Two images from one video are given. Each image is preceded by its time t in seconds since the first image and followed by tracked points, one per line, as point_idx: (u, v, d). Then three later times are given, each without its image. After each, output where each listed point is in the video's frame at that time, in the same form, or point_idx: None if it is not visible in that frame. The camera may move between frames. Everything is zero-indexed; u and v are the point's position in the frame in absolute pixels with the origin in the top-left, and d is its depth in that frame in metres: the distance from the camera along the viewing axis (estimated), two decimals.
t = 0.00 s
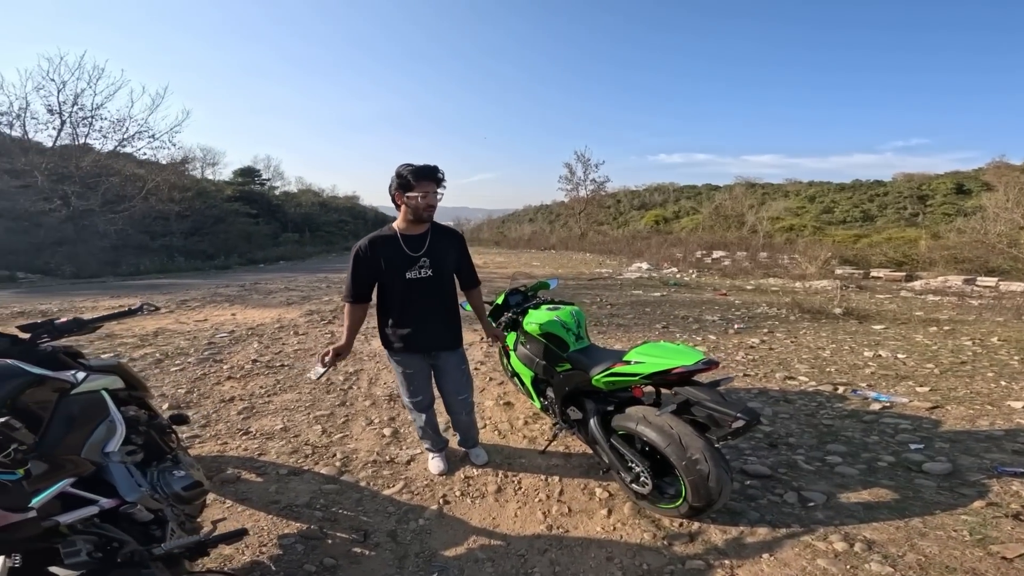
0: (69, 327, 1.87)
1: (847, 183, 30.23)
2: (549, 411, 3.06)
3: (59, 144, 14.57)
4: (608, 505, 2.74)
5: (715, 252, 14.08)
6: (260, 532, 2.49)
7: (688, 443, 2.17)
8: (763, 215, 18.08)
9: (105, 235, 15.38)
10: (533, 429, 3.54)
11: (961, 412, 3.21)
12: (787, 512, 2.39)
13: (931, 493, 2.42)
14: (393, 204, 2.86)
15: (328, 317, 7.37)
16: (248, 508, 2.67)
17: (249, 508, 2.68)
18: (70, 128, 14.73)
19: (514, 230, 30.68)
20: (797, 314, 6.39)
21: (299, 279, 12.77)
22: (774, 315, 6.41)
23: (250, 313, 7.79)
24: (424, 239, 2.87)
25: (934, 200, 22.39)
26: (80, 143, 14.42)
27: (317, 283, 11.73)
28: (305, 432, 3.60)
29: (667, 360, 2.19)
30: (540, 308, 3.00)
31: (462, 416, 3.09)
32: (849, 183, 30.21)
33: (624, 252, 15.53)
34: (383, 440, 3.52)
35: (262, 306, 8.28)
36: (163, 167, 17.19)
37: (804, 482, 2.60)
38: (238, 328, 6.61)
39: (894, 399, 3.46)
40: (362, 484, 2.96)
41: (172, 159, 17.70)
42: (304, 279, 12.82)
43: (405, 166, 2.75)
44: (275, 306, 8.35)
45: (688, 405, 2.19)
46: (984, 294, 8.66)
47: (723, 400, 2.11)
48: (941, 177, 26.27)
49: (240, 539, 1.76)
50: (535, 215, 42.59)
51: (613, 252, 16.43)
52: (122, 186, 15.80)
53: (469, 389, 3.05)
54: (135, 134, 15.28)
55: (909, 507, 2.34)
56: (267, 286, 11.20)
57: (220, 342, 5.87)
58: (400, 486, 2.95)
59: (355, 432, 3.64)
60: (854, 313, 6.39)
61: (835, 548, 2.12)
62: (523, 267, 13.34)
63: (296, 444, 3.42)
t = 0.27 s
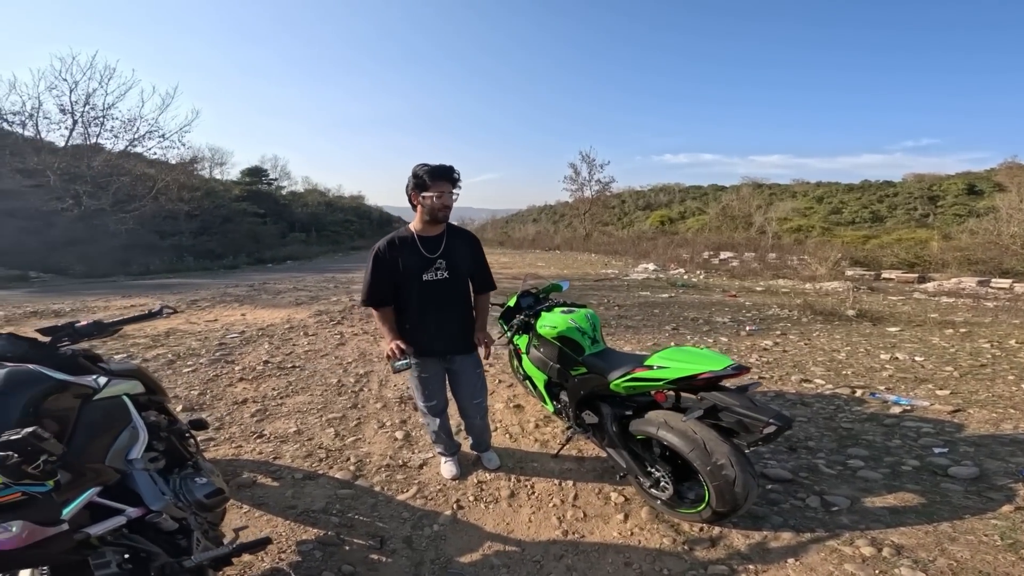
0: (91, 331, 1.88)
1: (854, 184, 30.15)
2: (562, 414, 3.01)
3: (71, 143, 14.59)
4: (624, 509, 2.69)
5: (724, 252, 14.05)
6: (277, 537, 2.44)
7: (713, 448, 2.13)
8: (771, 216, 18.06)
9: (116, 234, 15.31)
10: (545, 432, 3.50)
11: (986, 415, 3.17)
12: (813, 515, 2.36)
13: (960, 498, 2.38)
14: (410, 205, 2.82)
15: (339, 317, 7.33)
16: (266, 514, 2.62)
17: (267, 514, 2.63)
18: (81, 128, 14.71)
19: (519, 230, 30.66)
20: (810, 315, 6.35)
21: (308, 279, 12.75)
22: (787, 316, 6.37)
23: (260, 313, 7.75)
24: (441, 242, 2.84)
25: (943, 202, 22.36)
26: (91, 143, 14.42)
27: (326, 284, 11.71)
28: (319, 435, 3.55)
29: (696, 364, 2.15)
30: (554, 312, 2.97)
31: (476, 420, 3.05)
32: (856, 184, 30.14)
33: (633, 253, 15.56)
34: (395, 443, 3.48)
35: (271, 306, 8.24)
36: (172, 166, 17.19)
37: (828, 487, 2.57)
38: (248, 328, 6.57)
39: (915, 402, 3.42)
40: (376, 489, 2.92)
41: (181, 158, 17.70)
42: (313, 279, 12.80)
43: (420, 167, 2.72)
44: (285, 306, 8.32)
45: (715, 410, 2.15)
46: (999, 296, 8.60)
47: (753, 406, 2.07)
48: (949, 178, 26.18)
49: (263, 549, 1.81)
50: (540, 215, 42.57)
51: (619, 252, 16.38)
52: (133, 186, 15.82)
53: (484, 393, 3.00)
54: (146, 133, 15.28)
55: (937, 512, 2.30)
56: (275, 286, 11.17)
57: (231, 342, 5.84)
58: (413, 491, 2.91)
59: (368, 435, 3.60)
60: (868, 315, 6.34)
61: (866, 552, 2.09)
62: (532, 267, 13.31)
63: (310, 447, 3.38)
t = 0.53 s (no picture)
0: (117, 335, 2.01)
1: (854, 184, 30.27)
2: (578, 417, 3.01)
3: (78, 141, 14.54)
4: (643, 512, 2.68)
5: (729, 252, 14.11)
6: (301, 543, 2.43)
7: (743, 452, 2.22)
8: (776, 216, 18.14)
9: (123, 233, 15.34)
10: (558, 434, 3.48)
11: (1006, 417, 3.39)
12: (840, 517, 2.48)
13: (987, 499, 2.53)
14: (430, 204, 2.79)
15: (348, 317, 7.29)
16: (288, 520, 2.62)
17: (289, 519, 2.63)
18: (88, 126, 14.64)
19: (521, 229, 30.66)
20: (820, 317, 6.39)
21: (314, 278, 12.69)
22: (796, 317, 6.39)
23: (268, 312, 7.70)
24: (462, 243, 2.81)
25: (951, 201, 22.47)
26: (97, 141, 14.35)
27: (333, 282, 11.66)
28: (333, 439, 3.53)
29: (727, 370, 2.24)
30: (570, 315, 2.99)
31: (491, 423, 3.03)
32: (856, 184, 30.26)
33: (637, 252, 15.58)
34: (409, 447, 3.46)
35: (279, 305, 8.19)
36: (177, 165, 17.11)
37: (851, 488, 2.71)
38: (258, 328, 6.52)
39: (933, 405, 3.63)
40: (394, 494, 2.91)
41: (186, 157, 17.61)
42: (319, 278, 12.75)
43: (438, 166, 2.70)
44: (293, 305, 8.27)
45: (746, 414, 2.21)
46: (1007, 298, 8.67)
47: (787, 409, 2.12)
48: (950, 179, 26.33)
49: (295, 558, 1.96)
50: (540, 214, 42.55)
51: (623, 252, 16.38)
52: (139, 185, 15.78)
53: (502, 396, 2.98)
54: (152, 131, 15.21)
55: (965, 513, 2.44)
56: (282, 285, 11.10)
57: (241, 342, 5.79)
58: (429, 496, 2.89)
59: (382, 438, 3.59)
60: (878, 316, 6.38)
61: (895, 554, 2.20)
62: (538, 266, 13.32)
63: (326, 451, 3.36)
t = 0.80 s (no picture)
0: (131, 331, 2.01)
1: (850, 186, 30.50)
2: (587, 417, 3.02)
3: (78, 137, 14.41)
4: (655, 512, 2.69)
5: (729, 253, 14.18)
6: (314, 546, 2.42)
7: (764, 451, 2.30)
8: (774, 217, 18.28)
9: (122, 229, 15.22)
10: (566, 434, 3.48)
11: (1012, 417, 3.43)
12: (854, 517, 2.53)
13: (1000, 498, 2.59)
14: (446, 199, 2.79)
15: (351, 315, 7.23)
16: (299, 521, 2.61)
17: (300, 521, 2.61)
18: (89, 122, 14.49)
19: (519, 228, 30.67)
20: (822, 317, 6.44)
21: (314, 276, 12.63)
22: (799, 318, 6.43)
23: (269, 309, 7.65)
24: (479, 241, 2.79)
25: (950, 202, 22.67)
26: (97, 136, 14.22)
27: (334, 280, 11.59)
28: (340, 438, 3.51)
29: (749, 370, 2.32)
30: (581, 314, 3.02)
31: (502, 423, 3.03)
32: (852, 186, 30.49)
33: (637, 252, 15.64)
34: (416, 446, 3.45)
35: (281, 302, 8.13)
36: (177, 161, 16.97)
37: (863, 487, 2.76)
38: (259, 326, 6.47)
39: (940, 404, 3.68)
40: (403, 494, 2.90)
41: (186, 153, 17.47)
42: (319, 275, 12.67)
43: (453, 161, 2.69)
44: (294, 303, 8.20)
45: (770, 413, 2.28)
46: (1006, 300, 8.77)
47: (811, 409, 2.19)
48: (945, 181, 26.57)
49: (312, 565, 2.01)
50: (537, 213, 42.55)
51: (623, 251, 16.41)
52: (139, 181, 15.66)
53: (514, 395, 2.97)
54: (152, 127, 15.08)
55: (979, 512, 2.50)
56: (283, 282, 11.02)
57: (244, 340, 5.73)
58: (439, 496, 2.88)
59: (389, 437, 3.57)
60: (880, 318, 6.43)
61: (911, 553, 2.25)
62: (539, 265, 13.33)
63: (334, 451, 3.34)
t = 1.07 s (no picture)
0: (140, 330, 1.98)
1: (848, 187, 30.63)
2: (594, 418, 3.01)
3: (80, 136, 14.36)
4: (664, 512, 2.69)
5: (730, 253, 14.23)
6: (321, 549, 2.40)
7: (778, 451, 2.31)
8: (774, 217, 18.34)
9: (122, 228, 15.16)
10: (571, 434, 3.47)
11: (1019, 417, 3.43)
12: (865, 517, 2.53)
13: (1011, 498, 2.60)
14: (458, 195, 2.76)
15: (353, 314, 7.21)
16: (307, 523, 2.59)
17: (307, 523, 2.59)
18: (91, 120, 14.44)
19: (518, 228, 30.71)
20: (825, 318, 6.46)
21: (315, 275, 12.60)
22: (802, 318, 6.44)
23: (271, 309, 7.62)
24: (486, 240, 2.78)
25: (950, 203, 22.77)
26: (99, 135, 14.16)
27: (335, 279, 11.56)
28: (345, 439, 3.49)
29: (764, 370, 2.33)
30: (588, 314, 3.02)
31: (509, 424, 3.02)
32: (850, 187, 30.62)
33: (638, 252, 15.67)
34: (422, 447, 3.43)
35: (283, 302, 8.10)
36: (178, 160, 16.91)
37: (873, 487, 2.77)
38: (261, 325, 6.44)
39: (946, 404, 3.69)
40: (410, 495, 2.88)
41: (187, 152, 17.40)
42: (320, 275, 12.65)
43: (468, 159, 2.65)
44: (296, 302, 8.17)
45: (785, 413, 2.29)
46: (1007, 300, 8.82)
47: (827, 409, 2.20)
48: (943, 183, 26.71)
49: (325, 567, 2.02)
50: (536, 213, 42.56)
51: (625, 251, 16.42)
52: (139, 179, 15.61)
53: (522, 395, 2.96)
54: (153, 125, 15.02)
55: (991, 512, 2.50)
56: (284, 281, 10.99)
57: (246, 339, 5.71)
58: (445, 498, 2.87)
59: (394, 438, 3.55)
60: (883, 318, 6.44)
61: (924, 553, 2.25)
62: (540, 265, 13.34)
63: (340, 451, 3.32)
